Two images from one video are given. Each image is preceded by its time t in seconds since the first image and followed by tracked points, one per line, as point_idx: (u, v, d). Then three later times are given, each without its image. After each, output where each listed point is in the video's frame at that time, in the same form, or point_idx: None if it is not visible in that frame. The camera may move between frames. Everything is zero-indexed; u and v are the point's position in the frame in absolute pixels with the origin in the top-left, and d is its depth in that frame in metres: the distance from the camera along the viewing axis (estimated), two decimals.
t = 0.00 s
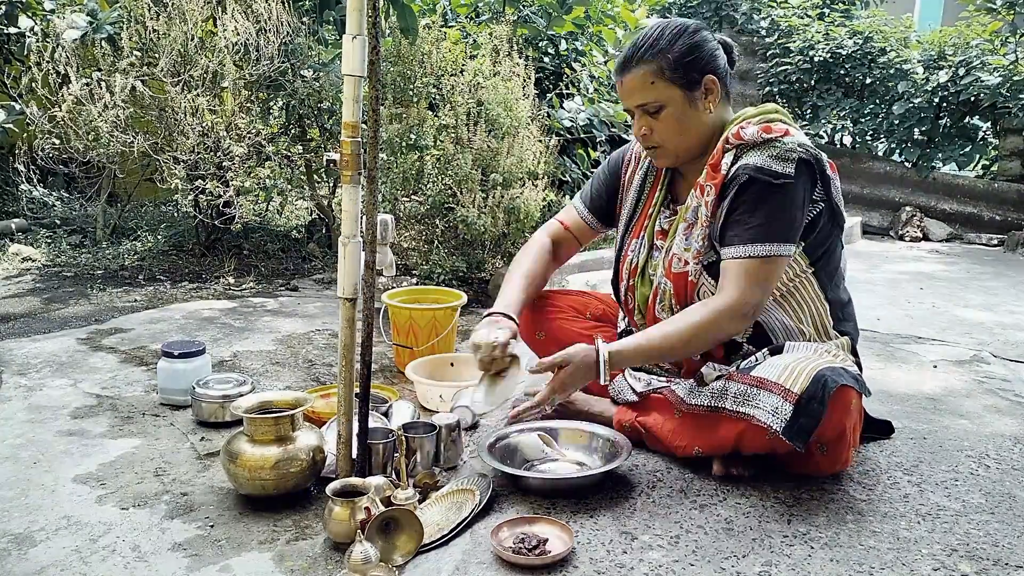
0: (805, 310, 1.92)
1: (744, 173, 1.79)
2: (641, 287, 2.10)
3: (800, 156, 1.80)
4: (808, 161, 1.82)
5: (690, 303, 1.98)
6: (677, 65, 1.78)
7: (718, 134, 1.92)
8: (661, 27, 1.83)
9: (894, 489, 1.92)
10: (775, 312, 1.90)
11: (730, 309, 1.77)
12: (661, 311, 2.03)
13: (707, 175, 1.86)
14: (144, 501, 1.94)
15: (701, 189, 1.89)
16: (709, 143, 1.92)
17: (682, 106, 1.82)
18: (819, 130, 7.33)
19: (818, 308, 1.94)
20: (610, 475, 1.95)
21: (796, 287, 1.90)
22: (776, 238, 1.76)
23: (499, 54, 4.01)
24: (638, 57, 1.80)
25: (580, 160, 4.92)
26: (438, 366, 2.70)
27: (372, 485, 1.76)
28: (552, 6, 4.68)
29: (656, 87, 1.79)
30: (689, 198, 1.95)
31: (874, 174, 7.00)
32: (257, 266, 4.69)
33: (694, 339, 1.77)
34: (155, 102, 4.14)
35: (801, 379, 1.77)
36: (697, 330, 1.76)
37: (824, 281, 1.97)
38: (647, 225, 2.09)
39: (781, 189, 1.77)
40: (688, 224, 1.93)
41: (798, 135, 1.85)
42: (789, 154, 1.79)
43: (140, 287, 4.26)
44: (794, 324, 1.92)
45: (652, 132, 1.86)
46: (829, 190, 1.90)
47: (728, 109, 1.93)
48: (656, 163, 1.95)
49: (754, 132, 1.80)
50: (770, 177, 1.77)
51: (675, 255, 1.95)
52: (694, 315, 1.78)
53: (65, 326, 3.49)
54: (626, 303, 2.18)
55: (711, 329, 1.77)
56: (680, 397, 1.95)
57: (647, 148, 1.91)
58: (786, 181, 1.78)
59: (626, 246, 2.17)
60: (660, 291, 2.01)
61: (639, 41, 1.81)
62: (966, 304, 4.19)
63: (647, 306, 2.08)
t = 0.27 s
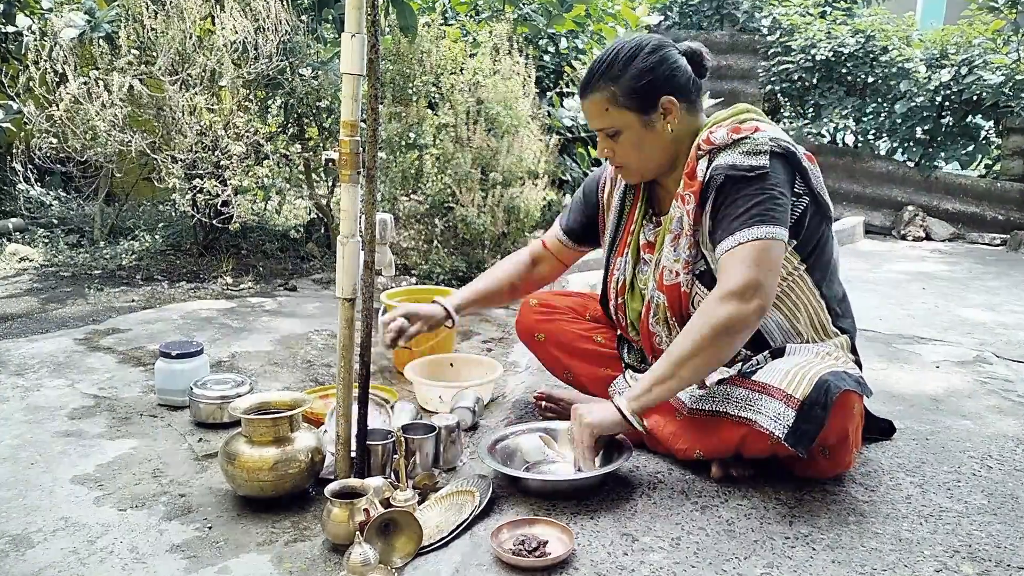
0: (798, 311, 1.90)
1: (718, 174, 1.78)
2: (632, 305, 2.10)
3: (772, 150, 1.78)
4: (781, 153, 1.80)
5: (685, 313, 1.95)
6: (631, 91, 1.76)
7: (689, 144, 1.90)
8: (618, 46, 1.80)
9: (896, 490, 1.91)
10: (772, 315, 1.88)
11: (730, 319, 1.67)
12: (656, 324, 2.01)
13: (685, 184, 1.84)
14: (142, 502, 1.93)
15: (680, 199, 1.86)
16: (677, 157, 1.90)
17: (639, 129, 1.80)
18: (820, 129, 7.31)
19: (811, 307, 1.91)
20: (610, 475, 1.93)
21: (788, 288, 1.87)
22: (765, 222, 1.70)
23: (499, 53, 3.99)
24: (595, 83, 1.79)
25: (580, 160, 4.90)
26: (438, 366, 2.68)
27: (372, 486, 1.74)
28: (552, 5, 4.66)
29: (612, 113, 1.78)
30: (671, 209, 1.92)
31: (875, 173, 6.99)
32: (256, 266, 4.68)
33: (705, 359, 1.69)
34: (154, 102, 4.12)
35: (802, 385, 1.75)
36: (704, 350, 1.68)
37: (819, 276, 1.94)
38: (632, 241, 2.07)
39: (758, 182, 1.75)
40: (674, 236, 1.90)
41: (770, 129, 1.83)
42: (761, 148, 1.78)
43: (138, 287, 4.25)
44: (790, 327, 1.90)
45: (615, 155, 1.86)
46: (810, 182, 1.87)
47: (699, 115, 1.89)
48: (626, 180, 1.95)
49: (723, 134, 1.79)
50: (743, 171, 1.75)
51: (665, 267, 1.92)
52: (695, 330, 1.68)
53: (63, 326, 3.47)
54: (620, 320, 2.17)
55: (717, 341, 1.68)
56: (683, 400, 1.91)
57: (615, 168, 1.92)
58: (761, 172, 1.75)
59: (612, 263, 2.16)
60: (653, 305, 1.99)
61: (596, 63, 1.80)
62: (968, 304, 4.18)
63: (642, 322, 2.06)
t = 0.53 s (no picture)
0: (792, 308, 1.90)
1: (714, 170, 1.79)
2: (631, 296, 2.11)
3: (767, 147, 1.79)
4: (778, 151, 1.81)
5: (680, 306, 1.97)
6: (640, 77, 1.78)
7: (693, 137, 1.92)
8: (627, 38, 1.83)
9: (894, 489, 1.92)
10: (767, 313, 1.90)
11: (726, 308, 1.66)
12: (651, 316, 2.02)
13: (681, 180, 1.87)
14: (144, 501, 1.94)
15: (677, 193, 1.89)
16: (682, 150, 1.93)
17: (648, 117, 1.83)
18: (819, 130, 7.32)
19: (807, 306, 1.92)
20: (609, 475, 1.94)
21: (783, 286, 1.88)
22: (759, 215, 1.71)
23: (499, 54, 4.01)
24: (604, 71, 1.81)
25: (580, 160, 4.91)
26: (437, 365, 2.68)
27: (372, 485, 1.75)
28: (552, 6, 4.68)
29: (621, 101, 1.80)
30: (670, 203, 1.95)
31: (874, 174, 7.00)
32: (257, 266, 4.69)
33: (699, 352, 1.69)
34: (155, 102, 4.13)
35: (800, 381, 1.76)
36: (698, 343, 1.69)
37: (813, 277, 1.95)
38: (632, 234, 2.10)
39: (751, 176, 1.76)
40: (669, 229, 1.92)
41: (767, 127, 1.84)
42: (756, 144, 1.79)
43: (140, 287, 4.26)
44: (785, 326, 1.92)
45: (623, 145, 1.88)
46: (807, 184, 1.88)
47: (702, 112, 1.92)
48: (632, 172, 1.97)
49: (720, 130, 1.81)
50: (738, 167, 1.77)
51: (660, 260, 1.95)
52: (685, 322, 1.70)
53: (65, 326, 3.48)
54: (620, 312, 2.19)
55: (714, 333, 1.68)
56: (681, 399, 1.94)
57: (622, 159, 1.94)
58: (756, 168, 1.77)
59: (614, 257, 2.19)
60: (648, 298, 2.01)
61: (605, 56, 1.81)
62: (967, 304, 4.19)
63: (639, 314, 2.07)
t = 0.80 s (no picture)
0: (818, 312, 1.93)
1: (779, 169, 1.81)
2: (661, 280, 2.10)
3: (834, 155, 1.82)
4: (840, 161, 1.85)
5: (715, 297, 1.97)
6: (713, 46, 1.80)
7: (745, 125, 1.94)
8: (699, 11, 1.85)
9: (894, 489, 1.92)
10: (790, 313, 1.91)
11: (755, 306, 1.79)
12: (682, 303, 2.02)
13: (741, 169, 1.88)
14: (144, 501, 1.94)
15: (733, 181, 1.90)
16: (734, 134, 1.93)
17: (713, 89, 1.83)
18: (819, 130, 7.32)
19: (827, 309, 1.93)
20: (609, 475, 1.94)
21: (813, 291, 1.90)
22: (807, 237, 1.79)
23: (499, 53, 4.01)
24: (677, 35, 1.82)
25: (580, 160, 4.91)
26: (437, 366, 2.70)
27: (372, 486, 1.75)
28: (552, 6, 4.68)
29: (691, 65, 1.80)
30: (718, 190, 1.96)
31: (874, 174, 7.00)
32: (257, 266, 4.69)
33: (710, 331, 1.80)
34: (155, 102, 4.13)
35: (804, 383, 1.77)
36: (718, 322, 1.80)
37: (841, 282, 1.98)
38: (671, 217, 2.09)
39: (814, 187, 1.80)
40: (718, 217, 1.93)
41: (828, 135, 1.88)
42: (824, 151, 1.82)
43: (140, 287, 4.26)
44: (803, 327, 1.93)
45: (679, 111, 1.86)
46: (853, 191, 1.94)
47: (756, 105, 1.95)
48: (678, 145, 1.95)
49: (789, 127, 1.84)
50: (806, 173, 1.79)
51: (703, 247, 1.95)
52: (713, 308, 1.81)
53: (65, 326, 3.48)
54: (646, 296, 2.17)
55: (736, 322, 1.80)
56: (683, 398, 1.94)
57: (671, 129, 1.91)
58: (820, 178, 1.80)
59: (648, 238, 2.17)
60: (684, 283, 2.00)
61: (678, 20, 1.84)
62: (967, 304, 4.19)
63: (667, 299, 2.06)
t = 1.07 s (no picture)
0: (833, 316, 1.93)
1: (815, 172, 1.79)
2: (680, 274, 2.08)
3: (868, 163, 1.81)
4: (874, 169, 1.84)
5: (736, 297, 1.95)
6: (749, 38, 1.78)
7: (775, 123, 1.92)
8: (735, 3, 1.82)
9: (895, 489, 1.92)
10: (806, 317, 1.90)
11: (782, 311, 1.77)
12: (701, 300, 2.01)
13: (775, 170, 1.85)
14: (144, 501, 1.94)
15: (766, 182, 1.87)
16: (764, 129, 1.91)
17: (747, 82, 1.81)
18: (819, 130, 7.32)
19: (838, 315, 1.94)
20: (609, 475, 1.94)
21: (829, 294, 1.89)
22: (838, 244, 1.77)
23: (499, 53, 4.01)
24: (711, 25, 1.79)
25: (580, 160, 4.91)
26: (438, 366, 2.70)
27: (372, 485, 1.75)
28: (552, 6, 4.69)
29: (726, 57, 1.78)
30: (746, 189, 1.94)
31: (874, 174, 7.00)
32: (257, 266, 4.69)
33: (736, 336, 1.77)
34: (155, 102, 4.14)
35: (803, 382, 1.76)
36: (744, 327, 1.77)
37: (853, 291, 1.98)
38: (693, 211, 2.08)
39: (847, 194, 1.78)
40: (746, 217, 1.91)
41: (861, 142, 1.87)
42: (859, 158, 1.80)
43: (140, 287, 4.26)
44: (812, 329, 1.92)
45: (710, 104, 1.84)
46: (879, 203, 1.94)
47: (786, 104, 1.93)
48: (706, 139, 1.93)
49: (827, 129, 1.80)
50: (841, 179, 1.78)
51: (729, 246, 1.92)
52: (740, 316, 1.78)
53: (65, 326, 3.48)
54: (661, 289, 2.14)
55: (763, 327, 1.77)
56: (683, 398, 1.94)
57: (700, 123, 1.89)
58: (855, 185, 1.79)
59: (667, 230, 2.14)
60: (704, 281, 1.99)
61: (714, 11, 1.81)
62: (967, 304, 4.19)
63: (685, 294, 2.05)
